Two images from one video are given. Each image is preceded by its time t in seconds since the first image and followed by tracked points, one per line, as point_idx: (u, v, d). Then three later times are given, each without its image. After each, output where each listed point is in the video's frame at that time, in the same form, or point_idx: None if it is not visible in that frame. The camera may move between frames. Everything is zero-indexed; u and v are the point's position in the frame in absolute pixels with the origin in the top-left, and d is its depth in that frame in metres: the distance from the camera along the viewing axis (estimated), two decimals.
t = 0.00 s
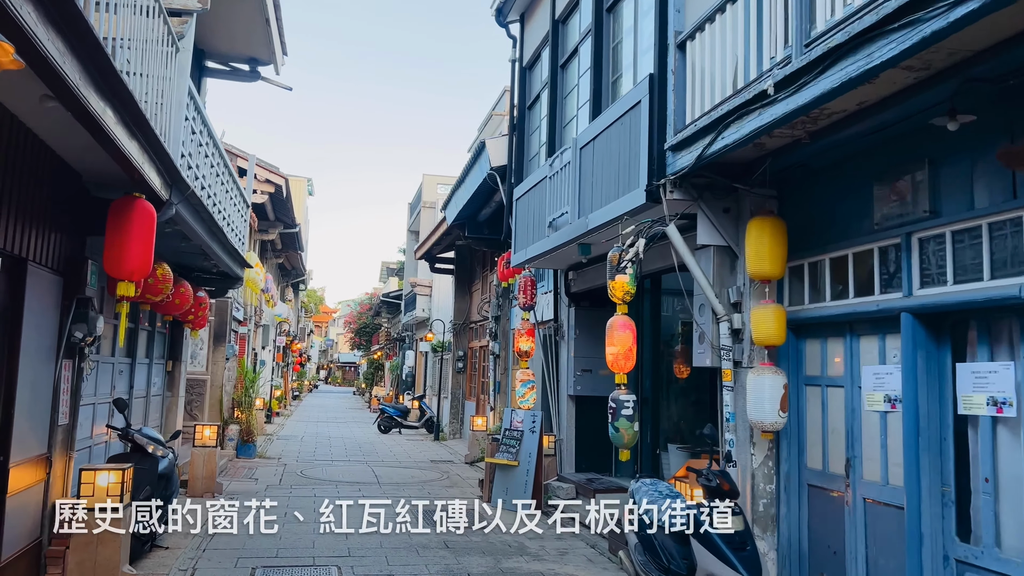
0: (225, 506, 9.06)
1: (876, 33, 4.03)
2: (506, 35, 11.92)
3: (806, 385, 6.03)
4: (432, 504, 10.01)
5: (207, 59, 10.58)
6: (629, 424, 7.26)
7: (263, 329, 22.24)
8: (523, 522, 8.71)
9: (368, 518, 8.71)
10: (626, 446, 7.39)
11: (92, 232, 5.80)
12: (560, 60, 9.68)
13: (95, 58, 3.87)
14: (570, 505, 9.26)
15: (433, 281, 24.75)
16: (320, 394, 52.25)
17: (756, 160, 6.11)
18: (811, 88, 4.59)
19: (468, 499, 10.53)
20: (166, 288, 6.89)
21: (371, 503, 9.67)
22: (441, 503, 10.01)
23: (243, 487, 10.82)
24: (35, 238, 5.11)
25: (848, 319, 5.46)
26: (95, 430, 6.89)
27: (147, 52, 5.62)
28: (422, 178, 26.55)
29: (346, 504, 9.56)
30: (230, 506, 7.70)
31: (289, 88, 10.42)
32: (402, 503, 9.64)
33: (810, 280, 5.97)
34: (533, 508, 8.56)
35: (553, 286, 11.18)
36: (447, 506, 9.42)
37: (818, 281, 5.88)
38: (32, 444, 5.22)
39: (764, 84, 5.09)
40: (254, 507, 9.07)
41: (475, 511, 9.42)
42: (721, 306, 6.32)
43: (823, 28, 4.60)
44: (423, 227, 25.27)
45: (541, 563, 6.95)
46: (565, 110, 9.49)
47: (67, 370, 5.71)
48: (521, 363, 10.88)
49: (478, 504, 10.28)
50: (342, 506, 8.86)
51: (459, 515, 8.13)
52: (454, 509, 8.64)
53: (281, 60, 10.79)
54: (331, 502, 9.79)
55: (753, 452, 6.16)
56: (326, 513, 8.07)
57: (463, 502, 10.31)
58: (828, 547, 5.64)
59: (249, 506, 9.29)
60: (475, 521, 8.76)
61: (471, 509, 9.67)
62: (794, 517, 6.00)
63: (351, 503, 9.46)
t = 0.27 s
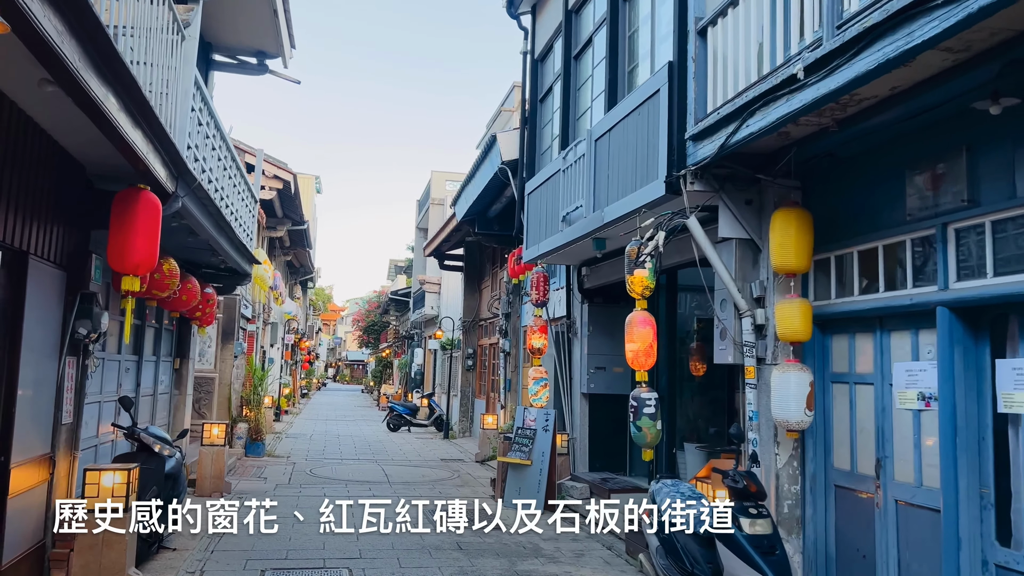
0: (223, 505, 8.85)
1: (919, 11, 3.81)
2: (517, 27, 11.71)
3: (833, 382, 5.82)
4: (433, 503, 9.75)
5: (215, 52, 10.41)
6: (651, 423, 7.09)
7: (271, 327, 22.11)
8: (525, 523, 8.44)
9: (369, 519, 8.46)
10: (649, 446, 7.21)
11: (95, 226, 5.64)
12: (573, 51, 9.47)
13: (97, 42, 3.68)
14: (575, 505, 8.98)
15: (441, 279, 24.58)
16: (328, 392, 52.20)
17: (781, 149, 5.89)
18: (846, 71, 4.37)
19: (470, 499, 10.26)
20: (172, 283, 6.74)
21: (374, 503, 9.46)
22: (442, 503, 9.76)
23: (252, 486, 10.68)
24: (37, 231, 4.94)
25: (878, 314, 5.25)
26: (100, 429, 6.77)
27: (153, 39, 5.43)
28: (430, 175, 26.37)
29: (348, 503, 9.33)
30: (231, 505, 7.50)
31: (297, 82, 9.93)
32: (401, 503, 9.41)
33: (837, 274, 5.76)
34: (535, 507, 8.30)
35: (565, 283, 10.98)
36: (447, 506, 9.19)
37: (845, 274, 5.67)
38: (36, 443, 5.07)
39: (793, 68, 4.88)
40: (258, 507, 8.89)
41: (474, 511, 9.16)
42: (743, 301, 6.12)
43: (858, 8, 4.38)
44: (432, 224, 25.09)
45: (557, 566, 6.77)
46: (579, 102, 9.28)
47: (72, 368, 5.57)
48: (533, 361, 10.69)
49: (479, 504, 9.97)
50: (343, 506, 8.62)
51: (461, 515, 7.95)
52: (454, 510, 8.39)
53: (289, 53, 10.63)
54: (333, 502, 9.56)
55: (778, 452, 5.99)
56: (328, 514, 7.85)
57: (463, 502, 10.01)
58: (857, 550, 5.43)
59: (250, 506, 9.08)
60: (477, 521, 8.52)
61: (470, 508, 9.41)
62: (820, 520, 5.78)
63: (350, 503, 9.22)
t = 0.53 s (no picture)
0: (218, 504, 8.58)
1: None
2: (526, 15, 11.47)
3: (857, 376, 5.59)
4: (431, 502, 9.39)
5: (217, 39, 10.20)
6: (666, 418, 6.85)
7: (276, 322, 21.93)
8: (523, 521, 8.18)
9: (366, 518, 8.17)
10: (662, 443, 6.97)
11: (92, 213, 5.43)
12: (584, 37, 9.24)
13: (87, 11, 3.46)
14: (575, 504, 8.72)
15: (447, 273, 24.36)
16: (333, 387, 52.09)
17: (803, 134, 5.66)
18: (879, 46, 4.14)
19: (473, 497, 9.93)
20: (172, 274, 6.55)
21: (373, 502, 9.12)
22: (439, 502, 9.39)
23: (256, 482, 10.49)
24: (30, 217, 4.73)
25: (908, 304, 5.02)
26: (98, 423, 6.59)
27: (153, 18, 5.21)
28: (436, 169, 26.13)
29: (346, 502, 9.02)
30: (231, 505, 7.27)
31: (305, 69, 9.67)
32: (400, 502, 9.09)
33: (863, 263, 5.51)
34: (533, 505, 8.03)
35: (575, 275, 10.74)
36: (444, 505, 8.90)
37: (871, 264, 5.44)
38: (29, 438, 4.88)
39: (822, 46, 4.64)
40: (256, 504, 8.66)
41: (472, 508, 8.80)
42: (764, 292, 5.89)
43: None
44: (437, 218, 24.86)
45: (568, 566, 6.56)
46: (590, 89, 9.05)
47: (67, 360, 5.37)
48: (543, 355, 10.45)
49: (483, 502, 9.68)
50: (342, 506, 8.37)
51: (460, 514, 7.70)
52: (453, 509, 8.09)
53: (293, 41, 10.41)
54: (331, 500, 9.31)
55: (799, 449, 5.74)
56: (327, 513, 7.61)
57: (463, 501, 9.64)
58: (883, 551, 5.21)
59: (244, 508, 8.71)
60: (476, 521, 8.26)
61: (467, 506, 9.05)
62: (844, 519, 5.57)
63: (349, 503, 8.86)
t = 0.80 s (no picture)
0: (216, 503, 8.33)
1: None
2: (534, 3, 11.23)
3: (885, 373, 5.35)
4: (430, 503, 8.96)
5: (218, 28, 9.98)
6: (677, 416, 6.62)
7: (280, 317, 21.75)
8: (521, 521, 7.92)
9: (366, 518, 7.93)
10: (673, 442, 6.74)
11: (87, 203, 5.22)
12: (594, 24, 8.99)
13: None
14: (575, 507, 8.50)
15: (452, 267, 24.13)
16: (337, 382, 51.96)
17: (827, 120, 5.41)
18: (917, 22, 3.88)
19: (481, 496, 9.73)
20: (172, 267, 6.35)
21: (373, 502, 8.76)
22: (437, 503, 8.97)
23: (259, 480, 10.30)
24: (21, 207, 4.51)
25: (939, 298, 4.78)
26: (96, 421, 6.41)
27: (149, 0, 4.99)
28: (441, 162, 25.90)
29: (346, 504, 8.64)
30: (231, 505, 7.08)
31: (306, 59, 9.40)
32: (398, 503, 8.73)
33: (890, 255, 5.27)
34: (534, 504, 7.75)
35: (584, 269, 10.52)
36: (443, 505, 8.55)
37: (899, 256, 5.19)
38: (21, 437, 4.68)
39: (852, 24, 4.39)
40: (255, 502, 8.45)
41: (470, 509, 8.42)
42: (785, 285, 5.65)
43: None
44: (442, 212, 24.62)
45: (580, 568, 6.36)
46: (601, 78, 8.81)
47: (62, 356, 5.16)
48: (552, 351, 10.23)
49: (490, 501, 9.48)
50: (341, 504, 8.16)
51: (460, 514, 7.54)
52: (455, 508, 7.81)
53: (296, 30, 10.18)
54: (334, 499, 9.10)
55: (822, 449, 5.49)
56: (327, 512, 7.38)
57: (462, 501, 9.18)
58: (913, 556, 4.98)
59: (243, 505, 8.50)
60: (477, 521, 7.99)
61: (465, 506, 8.65)
62: (870, 521, 5.33)
63: (349, 504, 8.47)
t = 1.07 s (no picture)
0: (220, 501, 8.07)
1: None
2: None
3: (922, 364, 5.12)
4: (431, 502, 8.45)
5: (228, 15, 9.81)
6: (695, 409, 6.39)
7: (292, 309, 21.65)
8: (520, 520, 7.53)
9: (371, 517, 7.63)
10: (689, 436, 6.49)
11: (94, 189, 5.04)
12: (612, 7, 8.77)
13: None
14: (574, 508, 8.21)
15: (464, 259, 23.93)
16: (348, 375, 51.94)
17: (861, 101, 5.18)
18: None
19: (497, 490, 9.56)
20: (181, 256, 6.19)
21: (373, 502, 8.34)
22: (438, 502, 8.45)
23: (272, 474, 10.17)
24: (24, 193, 4.34)
25: (982, 285, 4.55)
26: (105, 414, 6.29)
27: None
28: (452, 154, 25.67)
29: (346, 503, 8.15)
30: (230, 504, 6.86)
31: (317, 45, 9.00)
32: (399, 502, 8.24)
33: (928, 241, 5.03)
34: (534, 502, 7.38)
35: (601, 259, 10.31)
36: (444, 503, 8.05)
37: (938, 242, 4.96)
38: (27, 432, 4.52)
39: None
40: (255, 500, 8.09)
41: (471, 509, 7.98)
42: (816, 274, 5.43)
43: None
44: (453, 204, 24.41)
45: (601, 566, 6.17)
46: (619, 62, 8.59)
47: (69, 348, 5.01)
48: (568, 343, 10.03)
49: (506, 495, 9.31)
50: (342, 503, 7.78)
51: (460, 513, 7.18)
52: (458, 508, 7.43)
53: (307, 16, 9.99)
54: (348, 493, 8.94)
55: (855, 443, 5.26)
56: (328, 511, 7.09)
57: (462, 501, 8.52)
58: (953, 555, 4.77)
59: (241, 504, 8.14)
60: (476, 521, 7.56)
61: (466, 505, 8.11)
62: (906, 519, 5.13)
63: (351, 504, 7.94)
